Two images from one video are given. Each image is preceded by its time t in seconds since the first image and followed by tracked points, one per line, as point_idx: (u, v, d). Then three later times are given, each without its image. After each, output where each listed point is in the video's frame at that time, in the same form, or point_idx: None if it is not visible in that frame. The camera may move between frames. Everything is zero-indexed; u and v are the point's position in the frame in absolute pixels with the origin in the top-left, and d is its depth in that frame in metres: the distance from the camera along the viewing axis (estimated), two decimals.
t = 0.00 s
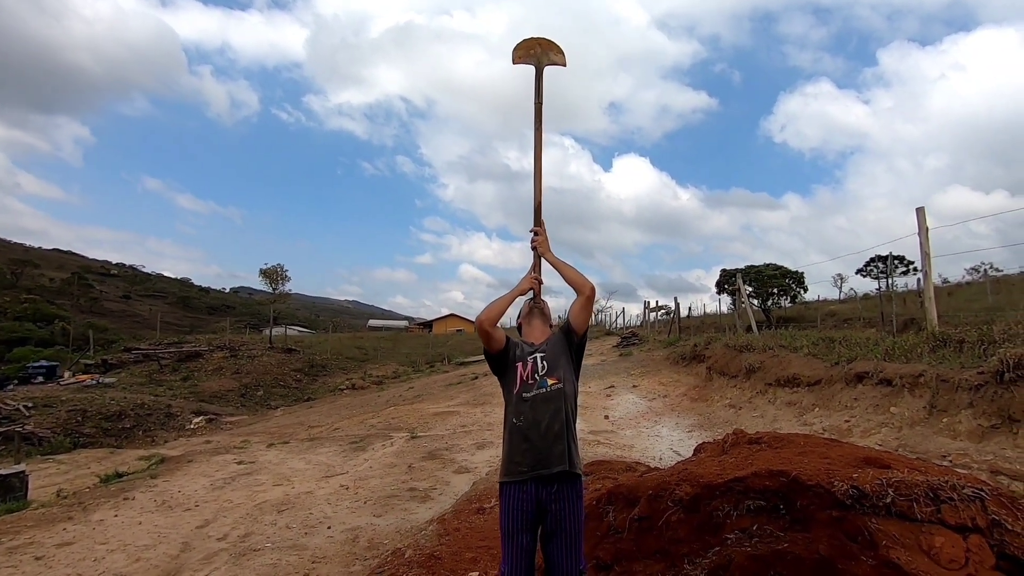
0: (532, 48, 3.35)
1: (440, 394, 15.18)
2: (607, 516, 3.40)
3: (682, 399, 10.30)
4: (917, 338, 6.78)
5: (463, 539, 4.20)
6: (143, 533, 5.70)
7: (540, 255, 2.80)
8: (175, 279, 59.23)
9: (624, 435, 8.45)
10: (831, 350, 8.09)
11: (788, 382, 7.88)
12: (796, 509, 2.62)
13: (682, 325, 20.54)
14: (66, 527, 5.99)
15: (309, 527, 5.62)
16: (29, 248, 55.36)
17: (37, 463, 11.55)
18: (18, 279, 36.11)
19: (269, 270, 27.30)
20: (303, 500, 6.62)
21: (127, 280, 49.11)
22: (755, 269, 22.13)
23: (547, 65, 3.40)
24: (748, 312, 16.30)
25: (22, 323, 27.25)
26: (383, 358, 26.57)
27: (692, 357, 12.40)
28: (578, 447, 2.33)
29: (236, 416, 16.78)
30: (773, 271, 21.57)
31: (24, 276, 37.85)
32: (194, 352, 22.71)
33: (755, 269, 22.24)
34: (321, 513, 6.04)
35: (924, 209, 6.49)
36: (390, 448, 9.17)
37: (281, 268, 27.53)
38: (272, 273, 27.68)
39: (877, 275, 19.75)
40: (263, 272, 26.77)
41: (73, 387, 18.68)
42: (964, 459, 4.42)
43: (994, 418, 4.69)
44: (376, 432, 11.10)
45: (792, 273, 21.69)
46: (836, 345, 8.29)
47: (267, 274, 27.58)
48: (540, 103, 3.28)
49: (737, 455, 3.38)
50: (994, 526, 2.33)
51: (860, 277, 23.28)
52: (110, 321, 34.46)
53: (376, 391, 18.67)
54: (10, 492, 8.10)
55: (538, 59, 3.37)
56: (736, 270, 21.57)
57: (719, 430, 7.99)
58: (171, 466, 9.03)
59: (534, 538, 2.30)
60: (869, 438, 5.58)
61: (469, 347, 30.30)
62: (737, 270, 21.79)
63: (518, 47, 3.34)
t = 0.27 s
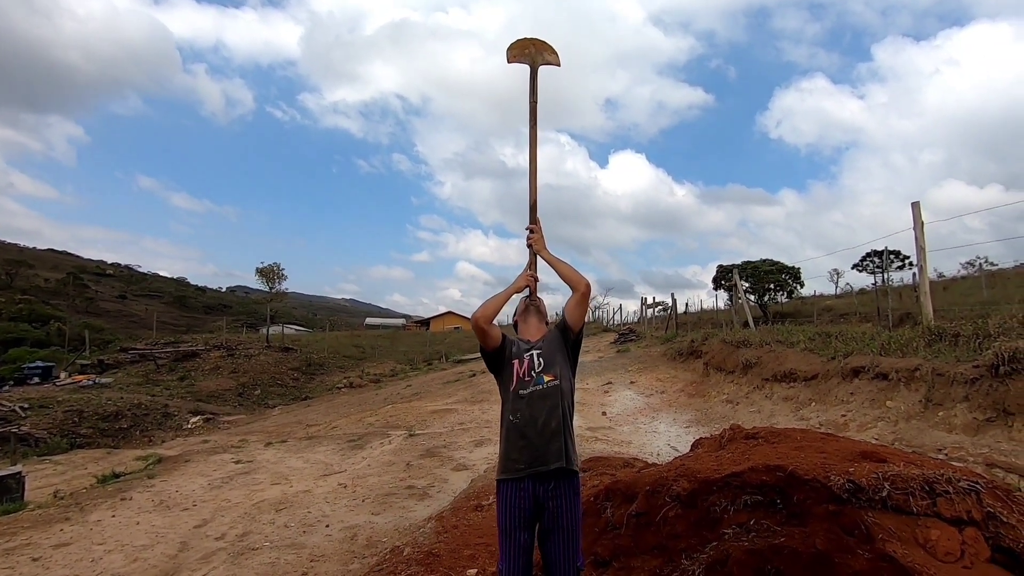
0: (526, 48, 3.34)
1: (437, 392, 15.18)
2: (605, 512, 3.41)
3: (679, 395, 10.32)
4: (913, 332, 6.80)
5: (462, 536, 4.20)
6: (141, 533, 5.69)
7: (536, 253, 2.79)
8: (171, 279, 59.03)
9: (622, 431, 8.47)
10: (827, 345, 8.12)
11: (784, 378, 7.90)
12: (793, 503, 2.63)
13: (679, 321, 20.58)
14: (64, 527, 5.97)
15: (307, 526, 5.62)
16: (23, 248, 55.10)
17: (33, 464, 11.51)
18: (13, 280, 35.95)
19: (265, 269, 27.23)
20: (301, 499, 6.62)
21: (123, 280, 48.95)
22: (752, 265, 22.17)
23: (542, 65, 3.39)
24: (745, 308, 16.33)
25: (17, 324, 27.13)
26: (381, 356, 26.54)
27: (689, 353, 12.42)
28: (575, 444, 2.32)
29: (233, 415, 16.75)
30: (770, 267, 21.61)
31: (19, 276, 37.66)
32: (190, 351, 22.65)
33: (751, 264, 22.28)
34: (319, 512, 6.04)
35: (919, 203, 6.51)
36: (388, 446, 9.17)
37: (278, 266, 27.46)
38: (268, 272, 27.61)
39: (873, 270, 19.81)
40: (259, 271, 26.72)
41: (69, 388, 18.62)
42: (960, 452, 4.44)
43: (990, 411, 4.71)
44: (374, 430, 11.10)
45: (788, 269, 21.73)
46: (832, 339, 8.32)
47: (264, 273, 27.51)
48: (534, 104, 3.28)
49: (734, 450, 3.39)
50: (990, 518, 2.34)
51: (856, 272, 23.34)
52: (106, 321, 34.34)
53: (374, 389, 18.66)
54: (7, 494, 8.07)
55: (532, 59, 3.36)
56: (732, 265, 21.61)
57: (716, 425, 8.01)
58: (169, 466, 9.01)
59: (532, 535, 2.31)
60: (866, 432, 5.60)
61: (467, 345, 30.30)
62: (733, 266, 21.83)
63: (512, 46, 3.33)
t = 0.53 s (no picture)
0: (523, 49, 3.34)
1: (436, 391, 15.18)
2: (604, 511, 3.41)
3: (678, 393, 10.33)
4: (910, 329, 6.83)
5: (461, 536, 4.21)
6: (140, 535, 5.68)
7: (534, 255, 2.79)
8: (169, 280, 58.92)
9: (620, 429, 8.48)
10: (825, 342, 8.13)
11: (782, 375, 7.91)
12: (791, 501, 2.64)
13: (677, 319, 20.61)
14: (62, 530, 5.95)
15: (306, 526, 5.62)
16: (20, 250, 54.93)
17: (32, 467, 11.48)
18: (10, 282, 35.83)
19: (263, 269, 27.20)
20: (300, 499, 6.62)
21: (120, 281, 48.83)
22: (749, 263, 22.20)
23: (539, 67, 3.40)
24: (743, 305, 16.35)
25: (14, 326, 27.06)
26: (379, 356, 26.52)
27: (687, 351, 12.44)
28: (573, 443, 2.34)
29: (232, 416, 16.73)
30: (768, 265, 21.64)
31: (16, 278, 37.55)
32: (189, 352, 22.62)
33: (749, 262, 22.31)
34: (318, 512, 6.04)
35: (916, 201, 6.52)
36: (387, 446, 9.17)
37: (276, 267, 27.42)
38: (266, 273, 27.58)
39: (870, 267, 19.86)
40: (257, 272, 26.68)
41: (66, 389, 18.58)
42: (957, 449, 4.45)
43: (986, 407, 4.73)
44: (373, 430, 11.10)
45: (786, 266, 21.75)
46: (830, 337, 8.33)
47: (261, 274, 27.46)
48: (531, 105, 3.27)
49: (732, 448, 3.40)
50: (986, 514, 2.36)
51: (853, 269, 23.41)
52: (103, 323, 34.24)
53: (373, 389, 18.65)
54: (5, 496, 8.06)
55: (529, 60, 3.36)
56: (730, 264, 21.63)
57: (715, 423, 8.02)
58: (167, 468, 9.00)
59: (531, 534, 2.31)
60: (863, 429, 5.62)
61: (465, 344, 30.30)
62: (731, 264, 21.86)
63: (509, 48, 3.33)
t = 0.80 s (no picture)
0: (520, 50, 3.34)
1: (435, 392, 15.19)
2: (603, 511, 3.42)
3: (677, 393, 10.34)
4: (909, 329, 6.83)
5: (460, 536, 4.21)
6: (139, 536, 5.68)
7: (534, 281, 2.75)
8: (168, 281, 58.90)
9: (619, 430, 8.49)
10: (824, 342, 8.13)
11: (782, 375, 7.92)
12: (790, 501, 2.64)
13: (676, 319, 20.63)
14: (61, 531, 5.95)
15: (305, 527, 5.62)
16: (19, 251, 54.89)
17: (31, 468, 11.48)
18: (9, 283, 35.81)
19: (262, 270, 27.19)
20: (300, 500, 6.63)
21: (119, 282, 48.81)
22: (748, 263, 22.21)
23: (535, 69, 3.41)
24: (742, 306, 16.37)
25: (13, 327, 27.05)
26: (379, 356, 26.52)
27: (686, 351, 12.45)
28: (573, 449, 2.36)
29: (231, 417, 16.73)
30: (766, 265, 21.65)
31: (15, 279, 37.53)
32: (187, 353, 22.61)
33: (748, 262, 22.33)
34: (317, 513, 6.04)
35: (915, 201, 6.53)
36: (386, 446, 9.17)
37: (275, 268, 27.41)
38: (265, 273, 27.57)
39: (869, 268, 19.89)
40: (256, 272, 26.68)
41: (66, 391, 18.58)
42: (956, 448, 4.46)
43: (985, 407, 4.73)
44: (373, 430, 11.09)
45: (785, 267, 21.78)
46: (829, 337, 8.34)
47: (260, 274, 27.44)
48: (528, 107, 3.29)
49: (732, 449, 3.40)
50: (985, 514, 2.36)
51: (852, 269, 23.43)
52: (102, 324, 34.20)
53: (372, 390, 18.66)
54: (3, 497, 8.05)
55: (525, 62, 3.37)
56: (729, 264, 21.65)
57: (714, 423, 8.03)
58: (167, 469, 9.00)
59: (529, 536, 2.32)
60: (863, 429, 5.62)
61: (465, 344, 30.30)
62: (730, 264, 21.87)
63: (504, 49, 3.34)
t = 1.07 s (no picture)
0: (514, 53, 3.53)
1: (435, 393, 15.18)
2: (602, 513, 3.42)
3: (677, 395, 10.34)
4: (909, 331, 6.84)
5: (460, 538, 4.20)
6: (138, 537, 5.67)
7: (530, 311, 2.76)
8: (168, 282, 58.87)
9: (619, 431, 8.49)
10: (824, 344, 8.13)
11: (781, 377, 7.93)
12: (789, 502, 2.64)
13: (676, 321, 20.62)
14: (60, 532, 5.95)
15: (305, 529, 5.62)
16: (18, 252, 54.85)
17: (30, 469, 11.47)
18: (8, 284, 35.77)
19: (262, 271, 27.18)
20: (299, 501, 6.62)
21: (118, 283, 48.76)
22: (748, 265, 22.21)
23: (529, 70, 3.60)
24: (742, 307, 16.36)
25: (12, 328, 27.03)
26: (378, 358, 26.50)
27: (686, 353, 12.45)
28: (559, 459, 2.40)
29: (230, 418, 16.71)
30: (766, 266, 21.65)
31: (14, 280, 37.50)
32: (187, 354, 22.60)
33: (748, 264, 22.33)
34: (317, 515, 6.03)
35: (915, 203, 6.53)
36: (386, 448, 9.17)
37: (275, 269, 27.41)
38: (265, 274, 27.57)
39: (869, 269, 19.90)
40: (256, 273, 26.68)
41: (65, 392, 18.56)
42: (955, 450, 4.46)
43: (985, 409, 4.73)
44: (372, 432, 11.08)
45: (785, 268, 21.79)
46: (829, 339, 8.35)
47: (260, 275, 27.44)
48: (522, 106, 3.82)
49: (731, 450, 3.40)
50: (984, 516, 2.36)
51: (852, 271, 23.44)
52: (101, 325, 34.17)
53: (372, 391, 18.64)
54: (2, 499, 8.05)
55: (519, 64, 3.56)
56: (729, 266, 21.65)
57: (714, 425, 8.03)
58: (166, 470, 8.99)
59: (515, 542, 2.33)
60: (863, 431, 5.62)
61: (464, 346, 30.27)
62: (730, 266, 21.87)
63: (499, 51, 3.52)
